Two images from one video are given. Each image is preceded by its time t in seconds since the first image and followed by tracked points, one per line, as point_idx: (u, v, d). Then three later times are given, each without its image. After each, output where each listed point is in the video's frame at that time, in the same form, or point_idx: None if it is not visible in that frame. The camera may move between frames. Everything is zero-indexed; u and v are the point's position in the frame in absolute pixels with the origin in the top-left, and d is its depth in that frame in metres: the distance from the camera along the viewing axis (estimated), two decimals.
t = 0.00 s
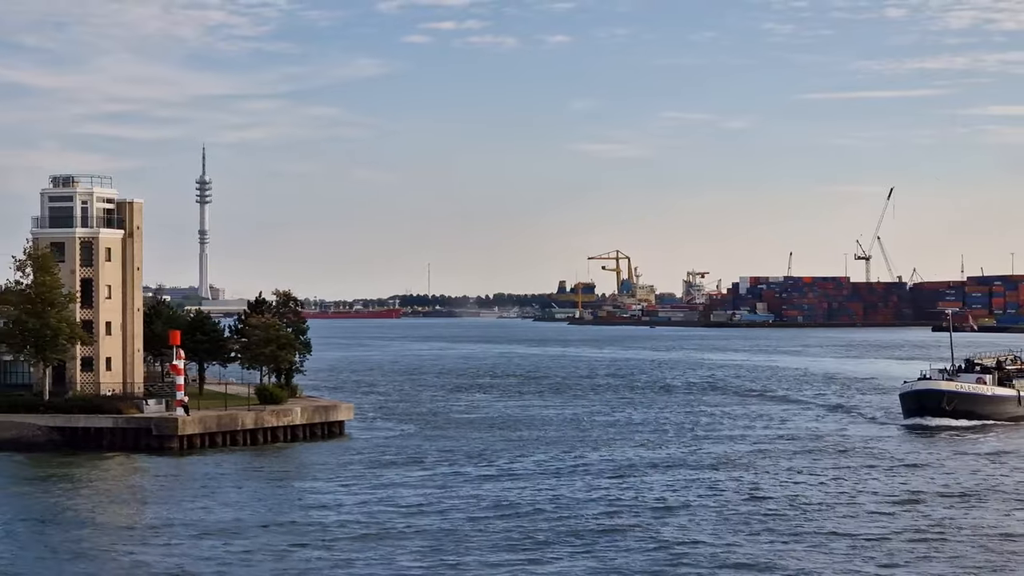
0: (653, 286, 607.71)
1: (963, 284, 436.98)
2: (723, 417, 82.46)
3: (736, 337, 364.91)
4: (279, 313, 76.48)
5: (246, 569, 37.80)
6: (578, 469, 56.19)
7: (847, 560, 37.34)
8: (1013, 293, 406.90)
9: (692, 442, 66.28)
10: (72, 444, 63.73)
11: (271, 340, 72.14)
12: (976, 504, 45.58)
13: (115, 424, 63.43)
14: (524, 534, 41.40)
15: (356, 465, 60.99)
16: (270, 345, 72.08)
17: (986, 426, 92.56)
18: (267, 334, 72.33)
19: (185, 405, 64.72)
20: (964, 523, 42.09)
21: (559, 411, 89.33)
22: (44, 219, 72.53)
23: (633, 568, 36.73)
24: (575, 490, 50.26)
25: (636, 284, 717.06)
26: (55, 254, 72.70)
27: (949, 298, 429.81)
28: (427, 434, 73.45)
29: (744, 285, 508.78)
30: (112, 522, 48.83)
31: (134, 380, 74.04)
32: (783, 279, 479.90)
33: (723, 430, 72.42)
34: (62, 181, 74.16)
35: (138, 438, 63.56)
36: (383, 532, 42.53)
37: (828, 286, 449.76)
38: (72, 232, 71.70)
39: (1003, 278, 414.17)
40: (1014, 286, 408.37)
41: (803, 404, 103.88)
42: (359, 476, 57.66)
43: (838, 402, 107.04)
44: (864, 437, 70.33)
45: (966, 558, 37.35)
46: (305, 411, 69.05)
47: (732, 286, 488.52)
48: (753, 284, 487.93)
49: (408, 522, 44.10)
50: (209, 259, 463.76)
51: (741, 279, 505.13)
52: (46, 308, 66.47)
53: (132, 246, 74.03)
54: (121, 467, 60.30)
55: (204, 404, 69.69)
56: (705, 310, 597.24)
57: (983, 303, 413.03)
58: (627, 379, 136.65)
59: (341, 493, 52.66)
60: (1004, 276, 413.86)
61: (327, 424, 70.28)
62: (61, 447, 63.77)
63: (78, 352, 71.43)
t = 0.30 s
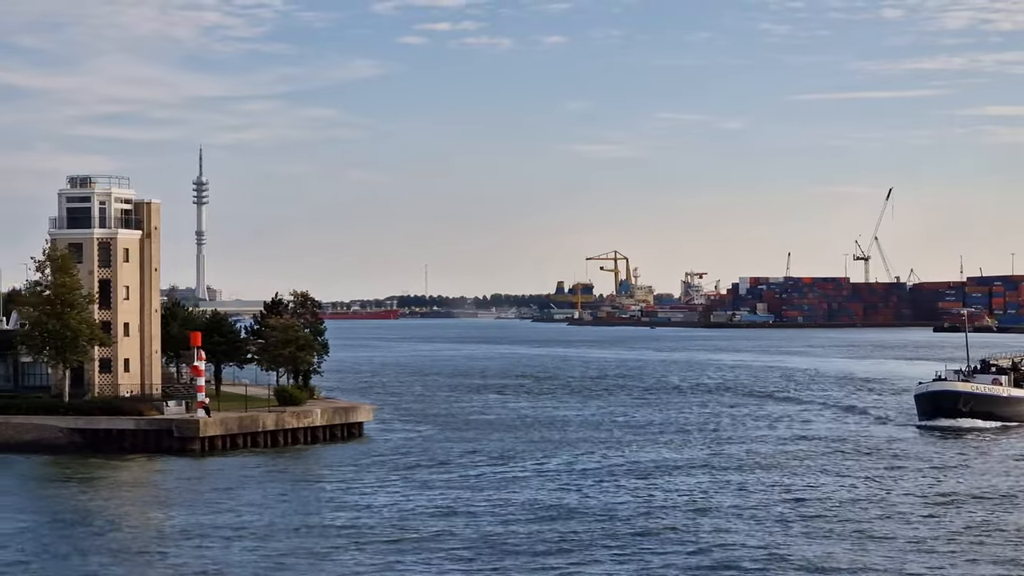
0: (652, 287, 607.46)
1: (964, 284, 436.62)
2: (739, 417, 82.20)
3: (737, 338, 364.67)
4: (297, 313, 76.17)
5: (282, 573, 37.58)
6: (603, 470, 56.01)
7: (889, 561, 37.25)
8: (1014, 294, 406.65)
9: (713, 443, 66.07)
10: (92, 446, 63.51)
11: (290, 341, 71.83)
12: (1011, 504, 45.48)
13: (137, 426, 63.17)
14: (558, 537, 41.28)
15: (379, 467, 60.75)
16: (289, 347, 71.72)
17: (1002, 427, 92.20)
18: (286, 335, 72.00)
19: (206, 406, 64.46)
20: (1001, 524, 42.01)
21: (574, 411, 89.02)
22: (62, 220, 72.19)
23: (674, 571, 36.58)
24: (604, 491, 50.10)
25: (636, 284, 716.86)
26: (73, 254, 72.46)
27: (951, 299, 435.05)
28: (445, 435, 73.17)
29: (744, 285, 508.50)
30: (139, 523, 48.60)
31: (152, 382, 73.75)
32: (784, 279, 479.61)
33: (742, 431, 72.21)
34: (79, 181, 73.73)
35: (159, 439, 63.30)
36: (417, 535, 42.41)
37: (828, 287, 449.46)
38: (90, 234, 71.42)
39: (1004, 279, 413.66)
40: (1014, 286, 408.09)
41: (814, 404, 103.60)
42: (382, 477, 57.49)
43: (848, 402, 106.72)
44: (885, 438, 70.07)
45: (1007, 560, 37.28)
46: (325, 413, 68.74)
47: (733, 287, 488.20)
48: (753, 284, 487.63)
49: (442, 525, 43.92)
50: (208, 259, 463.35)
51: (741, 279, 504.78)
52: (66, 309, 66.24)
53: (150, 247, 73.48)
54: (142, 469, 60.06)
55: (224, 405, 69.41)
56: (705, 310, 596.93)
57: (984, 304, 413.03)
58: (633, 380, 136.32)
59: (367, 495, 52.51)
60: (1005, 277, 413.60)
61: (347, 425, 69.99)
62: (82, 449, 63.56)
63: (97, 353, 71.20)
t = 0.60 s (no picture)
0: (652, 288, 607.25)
1: (965, 285, 436.26)
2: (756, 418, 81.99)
3: (739, 338, 364.24)
4: (316, 314, 75.99)
5: None
6: (630, 472, 55.94)
7: (930, 562, 37.26)
8: (1015, 294, 406.11)
9: (734, 444, 65.96)
10: (114, 447, 63.28)
11: (311, 341, 71.79)
12: None
13: (159, 427, 62.92)
14: (594, 539, 41.21)
15: (402, 468, 60.56)
16: (309, 347, 71.65)
17: (1018, 429, 91.83)
18: (306, 336, 71.92)
19: (228, 407, 64.21)
20: None
21: (590, 412, 88.76)
22: (81, 221, 72.02)
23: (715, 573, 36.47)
24: (633, 493, 50.06)
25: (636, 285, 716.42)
26: (92, 255, 72.25)
27: (952, 299, 435.70)
28: (464, 436, 72.90)
29: (745, 286, 508.10)
30: (168, 524, 48.37)
31: (171, 383, 73.47)
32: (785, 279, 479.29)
33: (762, 432, 72.09)
34: (98, 182, 73.56)
35: (182, 440, 63.01)
36: (452, 536, 42.37)
37: (829, 287, 449.11)
38: (110, 234, 71.30)
39: (1005, 279, 413.11)
40: (1016, 287, 407.58)
41: (826, 405, 103.31)
42: (407, 478, 57.40)
43: (860, 403, 106.46)
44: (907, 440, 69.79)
45: None
46: (346, 414, 68.48)
47: (734, 287, 488.01)
48: (755, 285, 487.41)
49: (475, 527, 43.84)
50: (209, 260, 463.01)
51: (743, 279, 504.37)
52: (87, 310, 66.03)
53: (168, 247, 73.41)
54: (165, 470, 59.80)
55: (244, 407, 69.15)
56: (699, 312, 595.39)
57: (985, 304, 412.80)
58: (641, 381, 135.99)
59: (395, 496, 52.46)
60: (1006, 277, 413.16)
61: (368, 427, 69.72)
62: (104, 450, 63.33)
63: (116, 355, 70.98)
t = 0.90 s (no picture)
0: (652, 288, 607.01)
1: (966, 285, 435.91)
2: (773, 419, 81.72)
3: (740, 338, 363.99)
4: (335, 314, 75.78)
5: None
6: (657, 474, 55.76)
7: (980, 563, 37.14)
8: (1016, 295, 405.94)
9: (756, 445, 65.77)
10: (136, 449, 62.97)
11: (331, 342, 71.64)
12: None
13: (182, 429, 62.61)
14: (632, 541, 41.03)
15: (427, 470, 60.30)
16: (330, 348, 71.43)
17: None
18: (326, 337, 71.65)
19: (251, 408, 63.90)
20: None
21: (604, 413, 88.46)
22: (101, 221, 71.73)
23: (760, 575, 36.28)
24: (666, 495, 49.89)
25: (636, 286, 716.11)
26: (112, 256, 71.97)
27: (952, 299, 435.87)
28: (484, 438, 72.63)
29: (745, 287, 507.80)
30: (198, 525, 48.05)
31: (190, 384, 73.22)
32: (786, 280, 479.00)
33: (781, 433, 71.90)
34: (117, 183, 73.26)
35: (204, 442, 62.70)
36: (491, 538, 42.17)
37: (830, 288, 448.85)
38: (130, 235, 70.98)
39: (1005, 279, 412.66)
40: (1017, 288, 407.32)
41: (838, 406, 103.04)
42: (434, 480, 57.17)
43: (869, 403, 106.19)
44: (929, 441, 69.54)
45: None
46: (367, 415, 68.20)
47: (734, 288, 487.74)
48: (756, 286, 487.13)
49: (510, 529, 43.61)
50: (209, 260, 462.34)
51: (744, 280, 503.70)
52: (108, 311, 65.81)
53: (187, 249, 72.90)
54: (189, 471, 59.49)
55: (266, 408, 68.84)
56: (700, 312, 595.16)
57: (984, 304, 412.82)
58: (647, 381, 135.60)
59: (423, 497, 52.25)
60: (1007, 278, 412.92)
61: (389, 428, 69.46)
62: (126, 452, 63.02)
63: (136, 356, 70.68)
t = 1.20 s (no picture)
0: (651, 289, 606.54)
1: (966, 285, 435.51)
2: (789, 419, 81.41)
3: (740, 339, 363.54)
4: (353, 315, 75.37)
5: None
6: (683, 475, 55.53)
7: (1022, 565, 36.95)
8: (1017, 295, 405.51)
9: (776, 446, 65.48)
10: (157, 450, 62.69)
11: (351, 343, 71.24)
12: None
13: (203, 430, 62.32)
14: (670, 543, 40.78)
15: (451, 471, 59.98)
16: (349, 349, 71.04)
17: None
18: (346, 338, 71.25)
19: (273, 409, 63.54)
20: None
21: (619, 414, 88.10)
22: (119, 222, 71.43)
23: None
24: (695, 496, 49.69)
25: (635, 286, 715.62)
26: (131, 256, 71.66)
27: (953, 299, 435.43)
28: (503, 438, 72.27)
29: (745, 287, 507.38)
30: (226, 526, 47.72)
31: (208, 385, 72.92)
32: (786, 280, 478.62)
33: (800, 434, 71.61)
34: (135, 183, 72.93)
35: (226, 444, 62.40)
36: (526, 539, 41.97)
37: (830, 288, 448.44)
38: (148, 235, 70.67)
39: (1005, 279, 412.16)
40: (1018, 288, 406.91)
41: (849, 406, 102.65)
42: (458, 480, 56.91)
43: (879, 404, 105.83)
44: (951, 441, 69.20)
45: None
46: (388, 416, 67.87)
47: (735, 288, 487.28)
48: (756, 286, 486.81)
49: (545, 531, 43.34)
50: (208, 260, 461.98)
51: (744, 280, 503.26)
52: (128, 311, 65.55)
53: (205, 248, 72.70)
54: (212, 472, 59.16)
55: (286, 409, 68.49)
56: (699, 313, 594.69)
57: (985, 304, 412.52)
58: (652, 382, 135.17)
59: (450, 497, 51.98)
60: (1007, 278, 412.43)
61: (409, 429, 69.14)
62: (147, 454, 62.74)
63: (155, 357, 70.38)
